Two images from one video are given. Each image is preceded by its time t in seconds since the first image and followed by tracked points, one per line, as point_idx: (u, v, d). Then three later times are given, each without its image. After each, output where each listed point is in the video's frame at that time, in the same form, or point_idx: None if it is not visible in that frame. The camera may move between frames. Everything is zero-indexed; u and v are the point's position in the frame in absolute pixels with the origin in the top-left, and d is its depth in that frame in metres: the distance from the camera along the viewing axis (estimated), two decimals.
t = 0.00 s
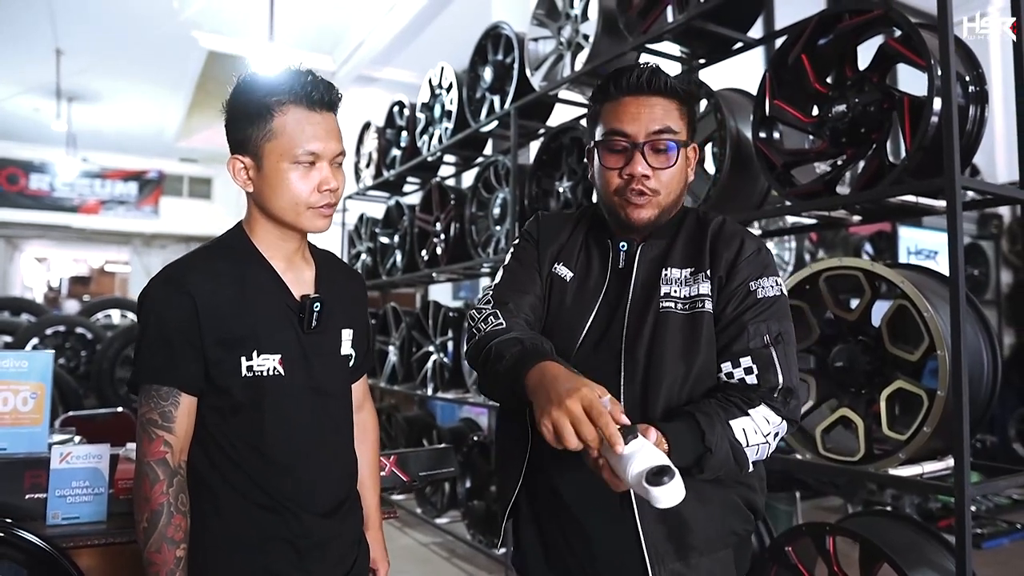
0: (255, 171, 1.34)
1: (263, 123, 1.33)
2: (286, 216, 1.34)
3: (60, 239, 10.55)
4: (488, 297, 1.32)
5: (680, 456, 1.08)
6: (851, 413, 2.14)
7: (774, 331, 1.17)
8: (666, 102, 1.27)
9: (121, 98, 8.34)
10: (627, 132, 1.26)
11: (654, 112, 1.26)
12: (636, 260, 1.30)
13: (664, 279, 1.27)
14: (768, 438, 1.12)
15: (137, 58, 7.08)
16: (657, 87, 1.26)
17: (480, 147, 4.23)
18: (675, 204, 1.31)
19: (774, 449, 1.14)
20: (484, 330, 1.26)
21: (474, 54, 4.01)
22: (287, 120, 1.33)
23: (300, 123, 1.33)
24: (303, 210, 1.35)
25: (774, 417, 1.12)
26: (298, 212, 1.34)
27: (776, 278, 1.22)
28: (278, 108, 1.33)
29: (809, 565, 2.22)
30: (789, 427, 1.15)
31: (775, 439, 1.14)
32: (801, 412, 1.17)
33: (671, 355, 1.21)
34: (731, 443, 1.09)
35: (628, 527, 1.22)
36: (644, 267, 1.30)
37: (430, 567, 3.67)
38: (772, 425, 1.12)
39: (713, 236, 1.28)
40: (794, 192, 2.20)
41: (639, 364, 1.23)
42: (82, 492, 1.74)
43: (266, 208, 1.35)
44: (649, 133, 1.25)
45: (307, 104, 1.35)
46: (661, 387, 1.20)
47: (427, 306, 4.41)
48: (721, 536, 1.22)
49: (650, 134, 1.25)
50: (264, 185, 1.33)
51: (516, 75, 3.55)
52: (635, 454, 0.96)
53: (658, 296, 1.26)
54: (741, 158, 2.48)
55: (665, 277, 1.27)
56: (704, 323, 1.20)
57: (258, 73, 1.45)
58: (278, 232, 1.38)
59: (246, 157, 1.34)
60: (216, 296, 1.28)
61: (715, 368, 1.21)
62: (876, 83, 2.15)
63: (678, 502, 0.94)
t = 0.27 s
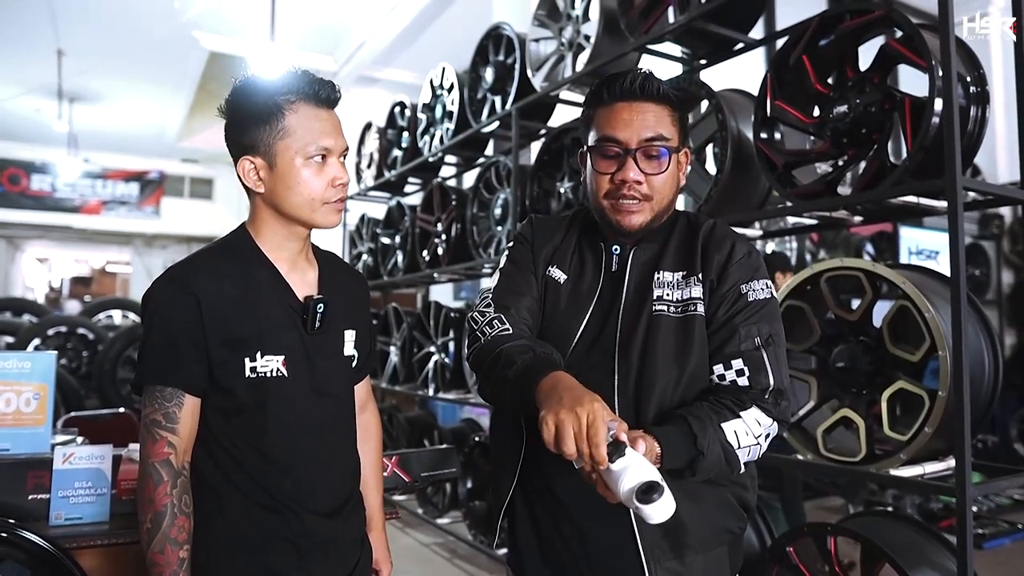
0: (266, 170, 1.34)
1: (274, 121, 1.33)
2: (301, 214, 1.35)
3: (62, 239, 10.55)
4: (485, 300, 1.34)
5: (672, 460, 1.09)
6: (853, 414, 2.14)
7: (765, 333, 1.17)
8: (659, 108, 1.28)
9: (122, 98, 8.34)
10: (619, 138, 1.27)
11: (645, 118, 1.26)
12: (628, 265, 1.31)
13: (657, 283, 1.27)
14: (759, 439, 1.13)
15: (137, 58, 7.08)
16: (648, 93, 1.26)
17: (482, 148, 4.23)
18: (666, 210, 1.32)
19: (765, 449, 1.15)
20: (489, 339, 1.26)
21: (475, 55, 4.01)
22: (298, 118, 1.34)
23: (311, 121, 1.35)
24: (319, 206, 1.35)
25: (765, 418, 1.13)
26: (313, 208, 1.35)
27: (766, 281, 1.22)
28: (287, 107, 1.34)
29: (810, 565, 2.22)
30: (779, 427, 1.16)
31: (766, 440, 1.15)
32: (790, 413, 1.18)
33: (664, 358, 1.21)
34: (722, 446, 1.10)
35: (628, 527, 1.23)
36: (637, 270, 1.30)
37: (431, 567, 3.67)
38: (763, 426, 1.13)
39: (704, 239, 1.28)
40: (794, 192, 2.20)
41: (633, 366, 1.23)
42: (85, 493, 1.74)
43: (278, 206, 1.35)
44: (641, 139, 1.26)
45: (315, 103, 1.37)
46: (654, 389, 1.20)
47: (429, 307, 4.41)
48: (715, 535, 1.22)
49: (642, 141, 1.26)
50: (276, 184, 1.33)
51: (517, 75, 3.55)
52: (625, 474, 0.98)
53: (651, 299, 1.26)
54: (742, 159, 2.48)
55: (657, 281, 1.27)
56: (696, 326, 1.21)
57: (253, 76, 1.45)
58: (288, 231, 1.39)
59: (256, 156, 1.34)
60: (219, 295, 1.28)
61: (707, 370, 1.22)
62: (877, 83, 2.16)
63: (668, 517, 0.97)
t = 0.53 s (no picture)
0: (267, 168, 1.34)
1: (275, 119, 1.33)
2: (302, 210, 1.35)
3: (63, 239, 10.56)
4: (479, 305, 1.34)
5: (671, 460, 1.08)
6: (855, 414, 2.14)
7: (763, 331, 1.17)
8: (659, 107, 1.28)
9: (123, 98, 8.34)
10: (619, 134, 1.27)
11: (645, 116, 1.26)
12: (625, 265, 1.31)
13: (653, 282, 1.27)
14: (758, 438, 1.13)
15: (139, 57, 7.08)
16: (649, 92, 1.27)
17: (483, 148, 4.23)
18: (663, 207, 1.32)
19: (764, 448, 1.15)
20: (479, 341, 1.27)
21: (477, 55, 4.01)
22: (298, 115, 1.34)
23: (311, 118, 1.35)
24: (320, 202, 1.35)
25: (762, 417, 1.13)
26: (314, 204, 1.35)
27: (763, 278, 1.22)
28: (288, 104, 1.34)
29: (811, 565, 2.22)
30: (778, 426, 1.16)
31: (765, 439, 1.15)
32: (788, 410, 1.18)
33: (662, 357, 1.21)
34: (720, 445, 1.10)
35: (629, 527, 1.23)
36: (634, 270, 1.30)
37: (433, 567, 3.67)
38: (761, 425, 1.13)
39: (700, 239, 1.28)
40: (797, 192, 2.19)
41: (630, 366, 1.23)
42: (87, 493, 1.74)
43: (279, 203, 1.35)
44: (641, 136, 1.26)
45: (315, 101, 1.37)
46: (652, 389, 1.20)
47: (430, 306, 4.41)
48: (713, 533, 1.22)
49: (642, 138, 1.26)
50: (277, 181, 1.33)
51: (518, 75, 3.55)
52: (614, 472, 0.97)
53: (648, 298, 1.26)
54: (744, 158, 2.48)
55: (653, 280, 1.27)
56: (693, 325, 1.21)
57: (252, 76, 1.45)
58: (290, 229, 1.39)
59: (257, 154, 1.34)
60: (220, 294, 1.29)
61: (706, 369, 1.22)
62: (879, 83, 2.16)
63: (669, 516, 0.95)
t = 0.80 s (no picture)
0: (264, 167, 1.34)
1: (272, 118, 1.33)
2: (298, 210, 1.34)
3: (65, 239, 10.56)
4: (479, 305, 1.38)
5: (679, 456, 1.07)
6: (860, 414, 2.14)
7: (770, 327, 1.16)
8: (658, 102, 1.28)
9: (125, 98, 8.34)
10: (616, 130, 1.27)
11: (644, 112, 1.26)
12: (630, 261, 1.30)
13: (659, 279, 1.27)
14: (766, 434, 1.12)
15: (141, 57, 7.08)
16: (648, 87, 1.27)
17: (485, 147, 4.23)
18: (665, 202, 1.31)
19: (772, 445, 1.14)
20: (474, 334, 1.30)
21: (479, 54, 4.01)
22: (295, 114, 1.33)
23: (308, 117, 1.34)
24: (315, 203, 1.34)
25: (772, 413, 1.13)
26: (308, 204, 1.34)
27: (770, 275, 1.21)
28: (285, 104, 1.34)
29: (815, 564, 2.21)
30: (786, 422, 1.16)
31: (774, 436, 1.14)
32: (797, 407, 1.17)
33: (668, 354, 1.21)
34: (729, 441, 1.09)
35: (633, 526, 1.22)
36: (639, 267, 1.30)
37: (436, 567, 3.66)
38: (770, 421, 1.12)
39: (706, 236, 1.28)
40: (800, 190, 2.19)
41: (635, 362, 1.23)
42: (91, 492, 1.74)
43: (277, 203, 1.35)
44: (638, 132, 1.26)
45: (314, 100, 1.36)
46: (658, 386, 1.19)
47: (432, 306, 4.40)
48: (719, 532, 1.21)
49: (639, 133, 1.26)
50: (273, 180, 1.33)
51: (521, 74, 3.55)
52: (612, 458, 1.00)
53: (654, 295, 1.26)
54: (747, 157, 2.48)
55: (659, 277, 1.27)
56: (699, 321, 1.20)
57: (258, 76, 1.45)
58: (288, 228, 1.38)
59: (255, 152, 1.34)
60: (223, 292, 1.29)
61: (712, 366, 1.21)
62: (883, 81, 2.15)
63: (680, 510, 0.98)
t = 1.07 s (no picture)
0: (264, 166, 1.34)
1: (272, 118, 1.32)
2: (296, 211, 1.34)
3: (67, 239, 10.56)
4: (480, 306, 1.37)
5: (709, 456, 1.06)
6: (864, 413, 2.13)
7: (787, 325, 1.17)
8: (650, 97, 1.27)
9: (127, 98, 8.33)
10: (610, 128, 1.27)
11: (640, 108, 1.26)
12: (639, 257, 1.30)
13: (672, 276, 1.26)
14: (789, 430, 1.13)
15: (142, 57, 7.08)
16: (640, 84, 1.26)
17: (487, 147, 4.22)
18: (666, 198, 1.31)
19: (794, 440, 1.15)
20: (472, 325, 1.30)
21: (482, 54, 4.01)
22: (295, 114, 1.32)
23: (308, 118, 1.33)
24: (313, 204, 1.33)
25: (793, 409, 1.13)
26: (306, 206, 1.33)
27: (784, 272, 1.22)
28: (286, 103, 1.33)
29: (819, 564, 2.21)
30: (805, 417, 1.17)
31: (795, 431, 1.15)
32: (815, 402, 1.18)
33: (682, 351, 1.20)
34: (755, 439, 1.09)
35: (639, 525, 1.22)
36: (648, 263, 1.30)
37: (438, 567, 3.66)
38: (792, 416, 1.13)
39: (718, 231, 1.28)
40: (805, 189, 2.19)
41: (649, 358, 1.22)
42: (95, 491, 1.74)
43: (276, 203, 1.35)
44: (632, 129, 1.26)
45: (315, 100, 1.35)
46: (675, 384, 1.19)
47: (435, 306, 4.40)
48: (725, 532, 1.21)
49: (634, 129, 1.26)
50: (272, 180, 1.33)
51: (524, 73, 3.54)
52: (652, 464, 0.98)
53: (666, 292, 1.25)
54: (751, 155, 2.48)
55: (671, 273, 1.26)
56: (714, 318, 1.20)
57: (266, 71, 1.45)
58: (288, 228, 1.38)
59: (255, 152, 1.34)
60: (226, 291, 1.28)
61: (727, 363, 1.21)
62: (889, 80, 2.14)
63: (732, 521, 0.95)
